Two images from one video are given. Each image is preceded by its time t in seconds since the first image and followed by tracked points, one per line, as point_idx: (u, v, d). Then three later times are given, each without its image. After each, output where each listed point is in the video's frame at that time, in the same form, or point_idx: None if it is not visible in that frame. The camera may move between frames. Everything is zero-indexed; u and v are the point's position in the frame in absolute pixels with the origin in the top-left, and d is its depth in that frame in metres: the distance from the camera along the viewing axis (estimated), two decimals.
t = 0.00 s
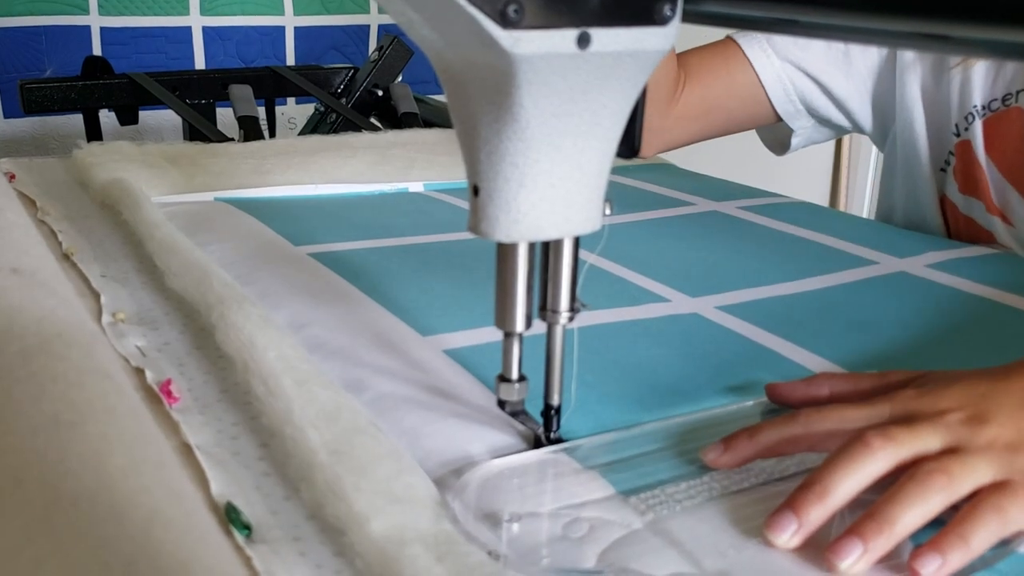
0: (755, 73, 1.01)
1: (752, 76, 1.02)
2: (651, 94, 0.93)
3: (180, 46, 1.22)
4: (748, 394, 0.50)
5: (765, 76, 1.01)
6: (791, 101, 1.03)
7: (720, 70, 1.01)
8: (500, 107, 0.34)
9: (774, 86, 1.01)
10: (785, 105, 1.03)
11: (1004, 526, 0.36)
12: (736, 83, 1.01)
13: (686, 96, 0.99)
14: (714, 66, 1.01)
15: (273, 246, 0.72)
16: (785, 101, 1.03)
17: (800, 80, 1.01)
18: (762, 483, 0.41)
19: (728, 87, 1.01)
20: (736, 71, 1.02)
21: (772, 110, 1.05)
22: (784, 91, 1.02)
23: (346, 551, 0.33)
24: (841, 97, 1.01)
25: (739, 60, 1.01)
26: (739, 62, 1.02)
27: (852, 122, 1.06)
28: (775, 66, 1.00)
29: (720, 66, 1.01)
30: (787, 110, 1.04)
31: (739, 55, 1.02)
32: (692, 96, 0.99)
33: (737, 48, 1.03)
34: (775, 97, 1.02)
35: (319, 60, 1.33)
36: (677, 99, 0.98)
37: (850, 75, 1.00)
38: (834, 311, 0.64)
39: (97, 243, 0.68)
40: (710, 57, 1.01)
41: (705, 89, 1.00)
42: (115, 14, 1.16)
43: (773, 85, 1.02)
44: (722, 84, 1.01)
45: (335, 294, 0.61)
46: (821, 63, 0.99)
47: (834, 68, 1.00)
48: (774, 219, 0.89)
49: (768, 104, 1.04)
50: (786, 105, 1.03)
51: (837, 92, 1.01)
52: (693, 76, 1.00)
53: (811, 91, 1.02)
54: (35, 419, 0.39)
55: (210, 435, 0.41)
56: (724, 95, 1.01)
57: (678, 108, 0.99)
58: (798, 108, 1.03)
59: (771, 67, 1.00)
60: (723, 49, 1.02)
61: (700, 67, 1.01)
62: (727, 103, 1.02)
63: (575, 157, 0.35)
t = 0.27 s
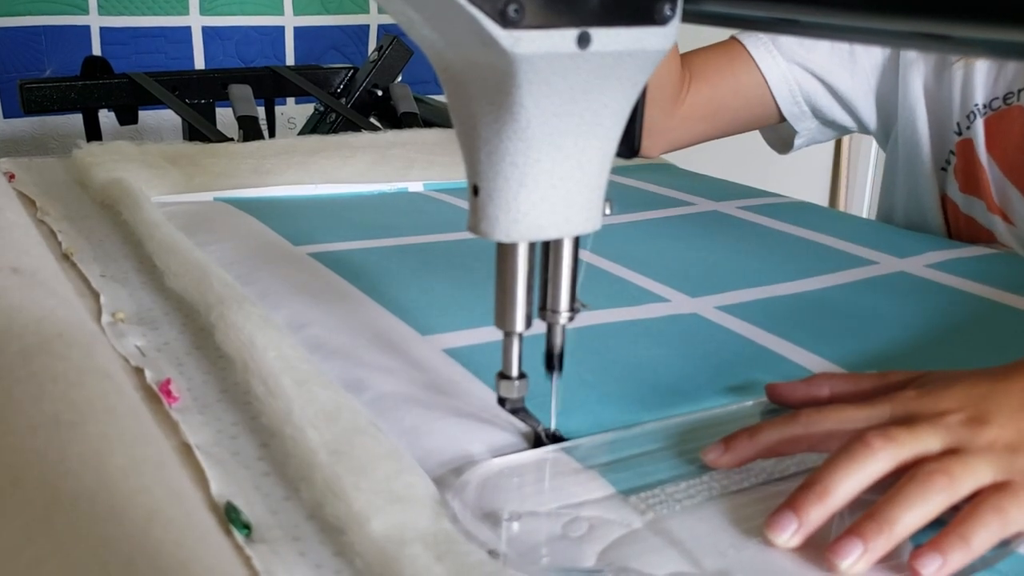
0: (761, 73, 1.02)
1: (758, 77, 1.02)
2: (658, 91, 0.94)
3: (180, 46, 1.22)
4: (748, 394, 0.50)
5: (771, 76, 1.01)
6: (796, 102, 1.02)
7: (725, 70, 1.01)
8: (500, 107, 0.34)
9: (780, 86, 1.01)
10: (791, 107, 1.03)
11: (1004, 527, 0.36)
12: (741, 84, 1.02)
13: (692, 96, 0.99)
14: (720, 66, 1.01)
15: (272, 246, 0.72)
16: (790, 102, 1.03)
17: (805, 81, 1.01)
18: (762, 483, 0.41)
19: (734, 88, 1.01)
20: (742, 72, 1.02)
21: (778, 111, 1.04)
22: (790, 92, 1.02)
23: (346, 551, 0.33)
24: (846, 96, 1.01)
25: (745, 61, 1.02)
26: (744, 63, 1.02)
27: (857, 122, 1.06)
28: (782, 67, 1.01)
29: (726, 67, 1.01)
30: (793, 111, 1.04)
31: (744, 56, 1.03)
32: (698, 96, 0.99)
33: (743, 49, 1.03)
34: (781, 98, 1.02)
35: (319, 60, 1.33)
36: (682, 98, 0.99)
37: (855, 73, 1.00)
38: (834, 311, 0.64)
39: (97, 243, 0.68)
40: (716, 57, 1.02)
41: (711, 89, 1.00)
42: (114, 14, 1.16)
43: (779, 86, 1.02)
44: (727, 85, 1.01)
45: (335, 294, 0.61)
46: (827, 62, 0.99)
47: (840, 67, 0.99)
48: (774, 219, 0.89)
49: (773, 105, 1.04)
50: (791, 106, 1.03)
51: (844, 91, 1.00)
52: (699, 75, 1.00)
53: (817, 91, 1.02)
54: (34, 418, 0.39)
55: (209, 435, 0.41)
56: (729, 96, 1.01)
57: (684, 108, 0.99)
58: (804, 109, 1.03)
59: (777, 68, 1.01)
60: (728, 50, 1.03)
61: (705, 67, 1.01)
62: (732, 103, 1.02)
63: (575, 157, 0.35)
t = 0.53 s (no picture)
0: (759, 75, 1.02)
1: (757, 78, 1.02)
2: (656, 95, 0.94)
3: (179, 46, 1.22)
4: (747, 394, 0.50)
5: (769, 78, 1.01)
6: (794, 102, 1.03)
7: (724, 72, 1.01)
8: (500, 107, 0.34)
9: (778, 87, 1.01)
10: (790, 107, 1.03)
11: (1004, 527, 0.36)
12: (740, 86, 1.02)
13: (691, 98, 1.00)
14: (718, 67, 1.01)
15: (272, 246, 0.72)
16: (788, 104, 1.03)
17: (803, 81, 1.01)
18: (762, 483, 0.41)
19: (732, 89, 1.01)
20: (740, 73, 1.02)
21: (777, 112, 1.05)
22: (788, 93, 1.02)
23: (345, 551, 0.33)
24: (846, 97, 1.01)
25: (743, 62, 1.02)
26: (743, 65, 1.02)
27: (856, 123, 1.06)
28: (780, 67, 1.01)
29: (725, 68, 1.01)
30: (790, 112, 1.04)
31: (742, 57, 1.03)
32: (697, 98, 1.00)
33: (741, 50, 1.03)
34: (779, 100, 1.02)
35: (319, 60, 1.33)
36: (681, 101, 0.99)
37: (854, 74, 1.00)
38: (834, 311, 0.64)
39: (96, 243, 0.68)
40: (715, 58, 1.02)
41: (710, 90, 1.01)
42: (114, 14, 1.16)
43: (777, 87, 1.01)
44: (726, 87, 1.01)
45: (335, 294, 0.61)
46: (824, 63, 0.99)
47: (838, 68, 0.99)
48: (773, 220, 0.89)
49: (771, 107, 1.04)
50: (790, 106, 1.03)
51: (842, 92, 1.00)
52: (698, 78, 1.01)
53: (815, 92, 1.02)
54: (34, 418, 0.39)
55: (209, 435, 0.41)
56: (728, 97, 1.02)
57: (683, 110, 0.99)
58: (802, 110, 1.03)
59: (775, 69, 1.00)
60: (727, 51, 1.03)
61: (704, 68, 1.01)
62: (731, 104, 1.02)
63: (575, 157, 0.35)
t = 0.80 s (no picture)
0: (758, 73, 1.02)
1: (755, 76, 1.02)
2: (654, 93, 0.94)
3: (179, 46, 1.22)
4: (746, 393, 0.50)
5: (768, 76, 1.01)
6: (792, 100, 1.03)
7: (723, 70, 1.01)
8: (499, 106, 0.34)
9: (777, 85, 1.01)
10: (788, 105, 1.03)
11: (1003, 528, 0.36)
12: (739, 84, 1.02)
13: (690, 96, 0.99)
14: (717, 65, 1.01)
15: (271, 246, 0.72)
16: (787, 102, 1.03)
17: (802, 79, 1.01)
18: (761, 483, 0.41)
19: (731, 87, 1.01)
20: (739, 71, 1.02)
21: (775, 110, 1.05)
22: (787, 91, 1.02)
23: (345, 551, 0.33)
24: (844, 96, 1.01)
25: (742, 59, 1.02)
26: (741, 62, 1.02)
27: (855, 121, 1.06)
28: (779, 65, 1.01)
29: (724, 67, 1.01)
30: (789, 109, 1.04)
31: (741, 54, 1.02)
32: (695, 96, 1.00)
33: (740, 47, 1.03)
34: (777, 97, 1.02)
35: (318, 60, 1.33)
36: (680, 99, 0.99)
37: (852, 73, 1.00)
38: (832, 311, 0.64)
39: (96, 243, 0.68)
40: (713, 56, 1.02)
41: (709, 89, 1.00)
42: (114, 14, 1.16)
43: (775, 83, 1.02)
44: (725, 85, 1.01)
45: (335, 294, 0.61)
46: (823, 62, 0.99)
47: (836, 66, 1.00)
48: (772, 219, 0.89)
49: (770, 104, 1.04)
50: (788, 104, 1.03)
51: (840, 89, 1.00)
52: (697, 75, 1.00)
53: (814, 90, 1.02)
54: (32, 417, 0.39)
55: (208, 435, 0.41)
56: (727, 96, 1.01)
57: (681, 108, 0.99)
58: (801, 108, 1.04)
59: (773, 67, 1.01)
60: (727, 48, 1.03)
61: (704, 66, 1.01)
62: (729, 102, 1.02)
63: (574, 156, 0.35)
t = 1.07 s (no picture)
0: (757, 73, 1.02)
1: (755, 76, 1.02)
2: (654, 94, 0.93)
3: (179, 46, 1.22)
4: (746, 394, 0.50)
5: (768, 76, 1.01)
6: (792, 100, 1.03)
7: (723, 70, 1.01)
8: (500, 107, 0.34)
9: (776, 85, 1.01)
10: (788, 105, 1.03)
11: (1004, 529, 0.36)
12: (738, 84, 1.02)
13: (689, 96, 0.99)
14: (717, 66, 1.01)
15: (271, 246, 0.72)
16: (786, 102, 1.03)
17: (801, 79, 1.01)
18: (762, 483, 0.41)
19: (731, 88, 1.01)
20: (739, 71, 1.02)
21: (774, 110, 1.05)
22: (786, 91, 1.02)
23: (345, 551, 0.33)
24: (843, 96, 1.01)
25: (742, 60, 1.02)
26: (741, 62, 1.02)
27: (854, 121, 1.06)
28: (778, 65, 1.01)
29: (724, 67, 1.01)
30: (788, 109, 1.04)
31: (741, 55, 1.02)
32: (695, 96, 0.99)
33: (740, 48, 1.03)
34: (777, 97, 1.02)
35: (318, 61, 1.33)
36: (680, 99, 0.99)
37: (852, 74, 1.00)
38: (832, 312, 0.64)
39: (96, 243, 0.68)
40: (713, 56, 1.01)
41: (708, 89, 1.00)
42: (114, 14, 1.16)
43: (774, 83, 1.02)
44: (724, 85, 1.01)
45: (335, 294, 0.61)
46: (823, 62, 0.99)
47: (835, 67, 1.00)
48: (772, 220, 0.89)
49: (769, 104, 1.04)
50: (788, 104, 1.03)
51: (839, 90, 1.01)
52: (697, 75, 1.00)
53: (813, 91, 1.02)
54: (33, 417, 0.39)
55: (208, 435, 0.41)
56: (727, 96, 1.01)
57: (681, 108, 0.99)
58: (800, 108, 1.04)
59: (773, 67, 1.01)
60: (727, 48, 1.03)
61: (704, 66, 1.01)
62: (729, 103, 1.02)
63: (575, 157, 0.35)
